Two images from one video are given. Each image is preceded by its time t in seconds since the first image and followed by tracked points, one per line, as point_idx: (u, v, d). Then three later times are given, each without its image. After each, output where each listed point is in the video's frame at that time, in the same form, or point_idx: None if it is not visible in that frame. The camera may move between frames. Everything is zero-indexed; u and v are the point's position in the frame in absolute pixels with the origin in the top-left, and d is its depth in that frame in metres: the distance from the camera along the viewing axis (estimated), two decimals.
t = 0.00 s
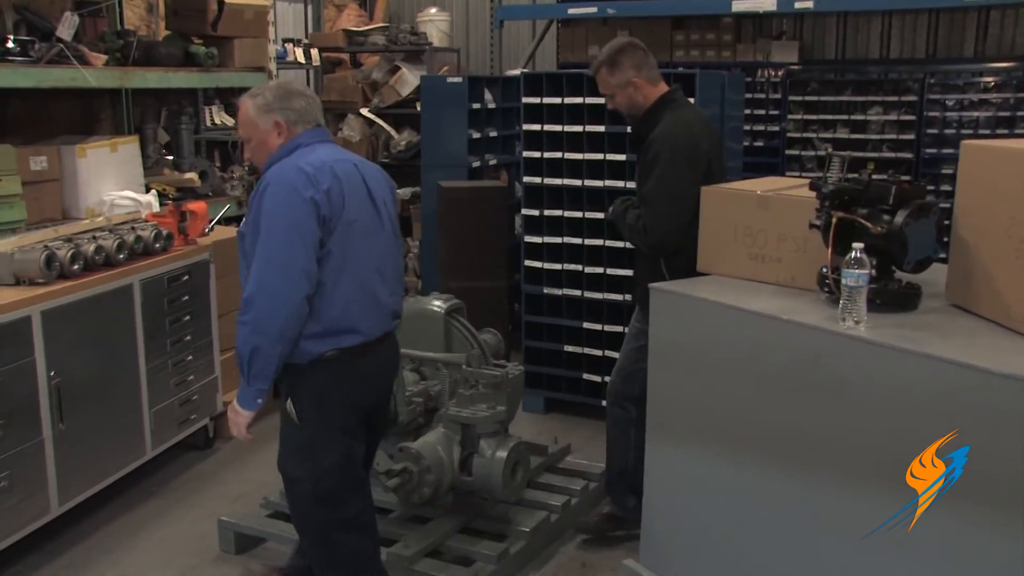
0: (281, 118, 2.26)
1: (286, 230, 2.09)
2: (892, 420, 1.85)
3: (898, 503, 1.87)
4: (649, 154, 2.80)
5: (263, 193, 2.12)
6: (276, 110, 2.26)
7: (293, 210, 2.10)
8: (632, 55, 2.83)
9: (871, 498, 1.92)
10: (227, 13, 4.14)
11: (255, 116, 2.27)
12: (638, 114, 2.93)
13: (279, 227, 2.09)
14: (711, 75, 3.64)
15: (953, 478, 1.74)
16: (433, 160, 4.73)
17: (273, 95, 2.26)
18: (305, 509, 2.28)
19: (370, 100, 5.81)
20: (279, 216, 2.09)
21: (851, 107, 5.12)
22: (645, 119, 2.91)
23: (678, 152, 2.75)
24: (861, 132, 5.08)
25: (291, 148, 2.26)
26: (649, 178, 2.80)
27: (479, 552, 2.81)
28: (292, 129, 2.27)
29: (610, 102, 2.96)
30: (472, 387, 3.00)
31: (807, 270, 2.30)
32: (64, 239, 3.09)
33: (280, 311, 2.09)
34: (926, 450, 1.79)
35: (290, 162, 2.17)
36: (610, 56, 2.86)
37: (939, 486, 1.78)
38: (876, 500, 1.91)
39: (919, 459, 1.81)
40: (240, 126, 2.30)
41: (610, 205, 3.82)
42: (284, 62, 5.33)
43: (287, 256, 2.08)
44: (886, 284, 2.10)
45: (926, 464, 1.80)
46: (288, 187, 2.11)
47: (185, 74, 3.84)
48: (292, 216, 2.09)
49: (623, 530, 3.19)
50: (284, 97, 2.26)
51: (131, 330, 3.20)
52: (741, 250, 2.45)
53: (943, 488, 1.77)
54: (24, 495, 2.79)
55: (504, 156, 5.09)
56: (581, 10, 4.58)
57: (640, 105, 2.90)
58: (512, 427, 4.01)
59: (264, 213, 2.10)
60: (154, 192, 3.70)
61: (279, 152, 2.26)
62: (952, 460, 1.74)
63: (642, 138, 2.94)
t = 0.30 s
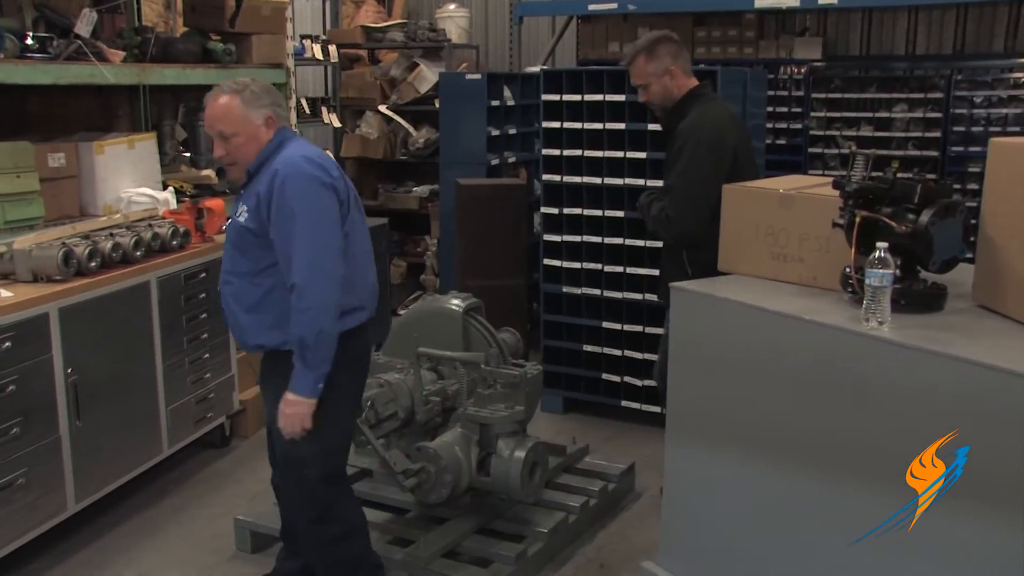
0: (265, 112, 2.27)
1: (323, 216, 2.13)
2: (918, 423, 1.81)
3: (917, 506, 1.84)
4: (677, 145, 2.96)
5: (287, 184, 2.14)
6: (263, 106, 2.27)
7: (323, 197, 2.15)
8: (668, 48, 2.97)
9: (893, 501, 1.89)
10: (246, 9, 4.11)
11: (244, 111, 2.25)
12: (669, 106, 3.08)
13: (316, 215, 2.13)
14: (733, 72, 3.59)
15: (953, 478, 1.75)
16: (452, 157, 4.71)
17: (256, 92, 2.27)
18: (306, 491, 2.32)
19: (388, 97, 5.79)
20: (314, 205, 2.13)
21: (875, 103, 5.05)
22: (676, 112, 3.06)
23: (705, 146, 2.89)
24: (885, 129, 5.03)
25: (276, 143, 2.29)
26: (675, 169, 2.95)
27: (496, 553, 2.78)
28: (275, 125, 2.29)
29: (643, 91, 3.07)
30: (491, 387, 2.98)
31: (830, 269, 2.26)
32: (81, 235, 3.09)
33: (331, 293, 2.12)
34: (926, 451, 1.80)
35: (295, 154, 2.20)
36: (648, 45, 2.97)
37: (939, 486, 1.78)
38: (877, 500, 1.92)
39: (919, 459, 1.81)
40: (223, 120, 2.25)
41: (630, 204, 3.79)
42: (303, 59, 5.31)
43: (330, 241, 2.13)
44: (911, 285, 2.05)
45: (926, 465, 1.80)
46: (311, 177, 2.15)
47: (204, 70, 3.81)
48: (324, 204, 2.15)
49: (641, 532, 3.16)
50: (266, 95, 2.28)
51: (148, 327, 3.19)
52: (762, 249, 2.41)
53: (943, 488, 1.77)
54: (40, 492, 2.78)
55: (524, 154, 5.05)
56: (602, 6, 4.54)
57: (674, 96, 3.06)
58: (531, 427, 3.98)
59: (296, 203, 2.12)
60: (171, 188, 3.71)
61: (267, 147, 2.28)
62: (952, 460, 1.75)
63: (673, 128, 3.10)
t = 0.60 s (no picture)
0: (283, 109, 2.26)
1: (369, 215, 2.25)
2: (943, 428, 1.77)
3: (938, 508, 1.80)
4: (704, 140, 2.96)
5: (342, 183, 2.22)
6: (284, 102, 2.26)
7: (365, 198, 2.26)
8: (689, 44, 2.98)
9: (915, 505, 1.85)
10: (262, 9, 4.14)
11: (274, 104, 2.21)
12: (689, 103, 3.07)
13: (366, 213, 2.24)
14: (754, 71, 3.55)
15: (953, 478, 1.76)
16: (469, 156, 4.69)
17: (277, 88, 2.25)
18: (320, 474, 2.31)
19: (405, 95, 5.79)
20: (364, 204, 2.24)
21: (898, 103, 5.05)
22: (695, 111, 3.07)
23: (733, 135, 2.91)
24: (911, 128, 5.05)
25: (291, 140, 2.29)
26: (705, 165, 2.95)
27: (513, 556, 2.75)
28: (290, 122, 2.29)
29: (665, 88, 3.05)
30: (508, 388, 2.96)
31: (852, 270, 2.22)
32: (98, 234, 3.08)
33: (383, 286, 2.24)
34: (926, 451, 1.80)
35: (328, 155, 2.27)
36: (671, 42, 2.97)
37: (939, 486, 1.79)
38: (900, 506, 1.88)
39: (919, 459, 1.82)
40: (257, 114, 2.18)
41: (649, 204, 3.75)
42: (319, 57, 5.30)
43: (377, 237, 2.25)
44: (934, 286, 2.01)
45: (926, 464, 1.81)
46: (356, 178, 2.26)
47: (220, 68, 3.80)
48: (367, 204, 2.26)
49: (659, 536, 3.12)
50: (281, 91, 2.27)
51: (164, 326, 3.18)
52: (783, 249, 2.37)
53: (943, 488, 1.78)
54: (56, 490, 2.78)
55: (542, 153, 5.02)
56: (620, 4, 4.53)
57: (696, 93, 3.04)
58: (548, 428, 3.95)
59: (354, 202, 2.21)
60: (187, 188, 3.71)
61: (287, 144, 2.27)
62: (952, 460, 1.75)
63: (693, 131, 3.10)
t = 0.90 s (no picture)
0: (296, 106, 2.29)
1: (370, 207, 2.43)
2: (968, 433, 1.73)
3: (960, 515, 1.77)
4: (734, 136, 2.92)
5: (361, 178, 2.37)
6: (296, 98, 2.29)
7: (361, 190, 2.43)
8: (708, 44, 2.95)
9: (937, 511, 1.81)
10: (276, 8, 4.12)
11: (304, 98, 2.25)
12: (709, 103, 3.04)
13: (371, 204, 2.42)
14: (773, 69, 3.50)
15: (952, 479, 1.76)
16: (486, 155, 4.67)
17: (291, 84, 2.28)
18: (344, 454, 2.31)
19: (421, 94, 5.76)
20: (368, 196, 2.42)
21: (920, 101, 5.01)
22: (718, 108, 3.03)
23: (764, 128, 2.87)
24: (933, 127, 4.97)
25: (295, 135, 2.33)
26: (738, 157, 2.89)
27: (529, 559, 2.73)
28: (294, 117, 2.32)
29: (684, 90, 3.02)
30: (524, 389, 2.93)
31: (870, 272, 2.18)
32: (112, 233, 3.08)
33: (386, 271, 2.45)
34: (926, 451, 1.81)
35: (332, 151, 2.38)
36: (689, 43, 2.95)
37: (939, 486, 1.80)
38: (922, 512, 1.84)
39: (919, 459, 1.83)
40: (298, 106, 2.19)
41: (667, 204, 3.72)
42: (335, 55, 5.29)
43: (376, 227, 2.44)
44: (956, 288, 1.97)
45: (926, 465, 1.82)
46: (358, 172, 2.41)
47: (234, 67, 3.81)
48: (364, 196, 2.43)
49: (676, 539, 3.09)
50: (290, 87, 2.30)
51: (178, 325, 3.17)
52: (801, 250, 2.33)
53: (943, 488, 1.79)
54: (69, 491, 2.77)
55: (559, 152, 4.98)
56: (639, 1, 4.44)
57: (718, 93, 3.01)
58: (563, 430, 3.93)
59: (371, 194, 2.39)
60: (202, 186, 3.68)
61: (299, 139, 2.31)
62: (951, 460, 1.76)
63: (716, 131, 3.08)
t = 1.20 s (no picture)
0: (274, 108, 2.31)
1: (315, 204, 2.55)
2: (992, 435, 1.68)
3: (982, 521, 1.73)
4: (765, 133, 2.88)
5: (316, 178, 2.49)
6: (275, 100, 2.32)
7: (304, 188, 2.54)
8: (728, 42, 2.92)
9: (959, 514, 1.77)
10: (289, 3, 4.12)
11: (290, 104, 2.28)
12: (731, 100, 3.00)
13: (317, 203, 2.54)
14: (791, 65, 3.46)
15: (951, 479, 1.77)
16: (500, 152, 4.64)
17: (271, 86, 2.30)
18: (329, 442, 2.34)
19: (434, 91, 5.72)
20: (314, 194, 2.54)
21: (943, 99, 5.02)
22: (743, 104, 2.99)
23: (795, 123, 2.86)
24: (953, 124, 5.01)
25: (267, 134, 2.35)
26: (771, 152, 2.86)
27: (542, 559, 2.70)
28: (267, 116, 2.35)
29: (705, 87, 2.98)
30: (538, 388, 2.89)
31: (891, 270, 2.14)
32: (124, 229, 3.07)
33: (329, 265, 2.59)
34: (926, 451, 1.82)
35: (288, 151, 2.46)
36: (711, 41, 2.91)
37: (939, 487, 1.80)
38: (944, 516, 1.80)
39: (919, 459, 1.83)
40: (287, 112, 2.22)
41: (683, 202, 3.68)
42: (348, 51, 5.27)
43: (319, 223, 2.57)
44: (978, 287, 1.93)
45: (926, 464, 1.82)
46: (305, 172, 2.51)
47: (247, 63, 3.81)
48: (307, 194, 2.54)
49: (691, 541, 3.05)
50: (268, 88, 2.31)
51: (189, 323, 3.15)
52: (819, 249, 2.29)
53: (943, 488, 1.79)
54: (81, 488, 2.76)
55: (573, 149, 4.94)
56: None
57: (740, 92, 2.97)
58: (577, 429, 3.89)
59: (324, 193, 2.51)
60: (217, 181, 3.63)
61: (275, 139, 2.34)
62: (951, 460, 1.76)
63: (739, 129, 3.02)
